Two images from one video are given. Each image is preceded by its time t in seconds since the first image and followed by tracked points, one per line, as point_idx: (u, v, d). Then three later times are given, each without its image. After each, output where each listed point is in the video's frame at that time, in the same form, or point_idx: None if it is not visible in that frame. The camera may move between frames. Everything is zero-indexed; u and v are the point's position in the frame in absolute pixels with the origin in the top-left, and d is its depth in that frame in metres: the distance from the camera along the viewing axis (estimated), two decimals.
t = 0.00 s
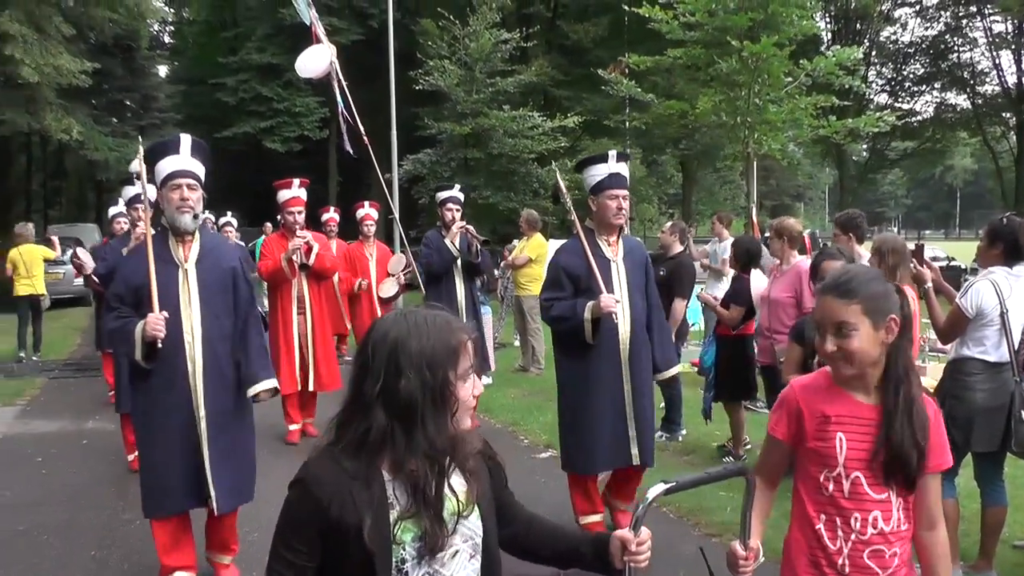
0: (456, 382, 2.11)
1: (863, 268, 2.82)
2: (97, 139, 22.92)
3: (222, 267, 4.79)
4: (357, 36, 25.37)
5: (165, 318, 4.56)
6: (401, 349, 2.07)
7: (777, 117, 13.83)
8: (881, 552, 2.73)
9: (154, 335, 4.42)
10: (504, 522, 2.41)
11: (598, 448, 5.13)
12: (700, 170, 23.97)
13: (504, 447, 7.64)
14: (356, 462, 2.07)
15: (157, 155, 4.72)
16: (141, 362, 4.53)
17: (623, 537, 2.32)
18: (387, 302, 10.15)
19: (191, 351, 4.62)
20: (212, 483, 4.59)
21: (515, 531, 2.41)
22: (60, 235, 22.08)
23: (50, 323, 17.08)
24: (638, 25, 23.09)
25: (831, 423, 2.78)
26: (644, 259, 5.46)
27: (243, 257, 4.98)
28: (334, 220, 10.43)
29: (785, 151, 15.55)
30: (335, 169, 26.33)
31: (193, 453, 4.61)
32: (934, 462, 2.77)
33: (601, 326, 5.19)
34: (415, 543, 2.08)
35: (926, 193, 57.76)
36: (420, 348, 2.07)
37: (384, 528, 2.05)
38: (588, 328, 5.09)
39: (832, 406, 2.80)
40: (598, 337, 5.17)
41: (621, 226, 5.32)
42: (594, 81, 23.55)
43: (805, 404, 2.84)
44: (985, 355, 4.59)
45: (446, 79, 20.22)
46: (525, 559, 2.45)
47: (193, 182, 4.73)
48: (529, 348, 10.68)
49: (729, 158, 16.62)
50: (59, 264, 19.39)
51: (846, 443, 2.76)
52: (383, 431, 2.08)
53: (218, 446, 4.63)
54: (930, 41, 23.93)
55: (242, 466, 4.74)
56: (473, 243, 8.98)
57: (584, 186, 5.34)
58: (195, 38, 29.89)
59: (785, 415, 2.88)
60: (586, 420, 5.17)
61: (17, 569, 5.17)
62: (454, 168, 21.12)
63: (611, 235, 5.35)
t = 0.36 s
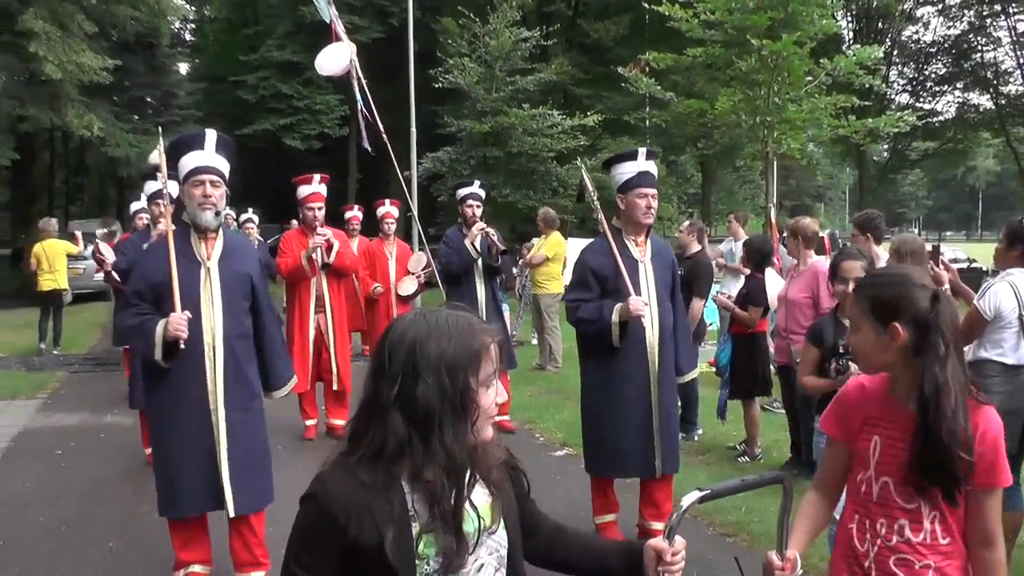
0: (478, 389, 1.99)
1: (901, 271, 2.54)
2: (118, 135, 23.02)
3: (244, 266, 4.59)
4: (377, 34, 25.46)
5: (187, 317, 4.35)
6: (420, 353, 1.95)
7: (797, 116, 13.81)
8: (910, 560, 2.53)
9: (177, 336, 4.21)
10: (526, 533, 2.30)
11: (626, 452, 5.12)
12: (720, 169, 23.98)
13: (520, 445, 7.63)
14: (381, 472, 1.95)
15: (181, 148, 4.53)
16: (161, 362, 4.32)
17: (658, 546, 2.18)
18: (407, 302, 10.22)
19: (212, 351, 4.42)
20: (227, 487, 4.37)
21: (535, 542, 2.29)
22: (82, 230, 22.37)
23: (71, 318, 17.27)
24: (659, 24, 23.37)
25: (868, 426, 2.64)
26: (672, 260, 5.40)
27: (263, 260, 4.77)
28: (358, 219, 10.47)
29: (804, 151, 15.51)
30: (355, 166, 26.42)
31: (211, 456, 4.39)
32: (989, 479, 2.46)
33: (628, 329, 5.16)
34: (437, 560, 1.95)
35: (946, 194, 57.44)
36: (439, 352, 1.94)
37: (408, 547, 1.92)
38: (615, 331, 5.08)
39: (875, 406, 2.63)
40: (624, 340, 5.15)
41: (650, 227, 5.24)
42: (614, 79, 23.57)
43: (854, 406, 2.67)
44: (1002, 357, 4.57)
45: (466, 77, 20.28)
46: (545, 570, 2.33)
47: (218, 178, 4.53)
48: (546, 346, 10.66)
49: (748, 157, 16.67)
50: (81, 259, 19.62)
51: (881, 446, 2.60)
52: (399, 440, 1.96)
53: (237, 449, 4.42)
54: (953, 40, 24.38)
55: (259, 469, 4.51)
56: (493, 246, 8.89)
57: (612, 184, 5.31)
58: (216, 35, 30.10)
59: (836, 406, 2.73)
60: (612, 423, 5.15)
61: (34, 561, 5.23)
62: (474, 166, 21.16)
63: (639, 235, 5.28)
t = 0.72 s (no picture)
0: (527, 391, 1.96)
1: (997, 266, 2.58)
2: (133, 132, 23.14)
3: (277, 262, 4.52)
4: (391, 31, 25.49)
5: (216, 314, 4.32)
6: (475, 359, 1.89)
7: (810, 112, 13.79)
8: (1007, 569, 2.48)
9: (204, 332, 4.17)
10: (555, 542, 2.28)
11: (651, 453, 5.05)
12: (733, 166, 23.93)
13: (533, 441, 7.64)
14: (427, 489, 1.91)
15: (215, 142, 4.51)
16: (190, 359, 4.31)
17: (699, 556, 2.20)
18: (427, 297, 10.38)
19: (243, 351, 4.38)
20: (251, 489, 4.32)
21: (566, 552, 2.28)
22: (97, 227, 22.50)
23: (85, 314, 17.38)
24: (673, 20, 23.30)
25: (948, 436, 2.56)
26: (705, 256, 5.35)
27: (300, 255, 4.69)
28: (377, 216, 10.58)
29: (818, 147, 15.46)
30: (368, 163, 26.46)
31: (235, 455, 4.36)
32: None
33: (658, 326, 5.13)
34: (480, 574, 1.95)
35: (961, 190, 57.12)
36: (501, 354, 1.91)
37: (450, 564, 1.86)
38: (644, 327, 5.05)
39: (953, 419, 2.56)
40: (654, 337, 5.12)
41: (680, 223, 5.26)
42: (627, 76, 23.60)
43: (923, 416, 2.61)
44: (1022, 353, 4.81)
45: (480, 73, 20.28)
46: None
47: (250, 174, 4.50)
48: (559, 343, 10.68)
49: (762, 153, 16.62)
50: (95, 255, 19.74)
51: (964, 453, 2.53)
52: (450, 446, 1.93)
53: (264, 449, 4.38)
54: (969, 36, 24.46)
55: (286, 469, 4.47)
56: (521, 241, 8.91)
57: (642, 179, 5.33)
58: (230, 33, 30.21)
59: (890, 416, 2.69)
60: (637, 422, 5.11)
61: (49, 554, 5.29)
62: (487, 164, 21.24)
63: (670, 231, 5.28)
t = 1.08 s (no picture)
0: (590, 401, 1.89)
1: None
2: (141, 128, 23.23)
3: (282, 258, 4.51)
4: (399, 27, 25.50)
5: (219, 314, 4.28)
6: (548, 367, 1.80)
7: (819, 109, 13.77)
8: None
9: (205, 331, 4.17)
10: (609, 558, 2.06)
11: (662, 455, 5.07)
12: (742, 163, 23.89)
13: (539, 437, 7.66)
14: (483, 505, 1.82)
15: (217, 136, 4.43)
16: (193, 361, 4.30)
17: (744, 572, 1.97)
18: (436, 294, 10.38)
19: (249, 350, 4.37)
20: (265, 491, 4.35)
21: None
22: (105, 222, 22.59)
23: (93, 309, 17.46)
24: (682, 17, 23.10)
25: (996, 439, 2.66)
26: (719, 254, 5.33)
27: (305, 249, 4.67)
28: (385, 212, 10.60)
29: (827, 143, 15.41)
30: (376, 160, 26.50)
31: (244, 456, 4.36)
32: None
33: (670, 326, 5.11)
34: None
35: (971, 188, 56.91)
36: (572, 361, 1.83)
37: None
38: (656, 327, 5.01)
39: (998, 420, 2.66)
40: (666, 337, 5.10)
41: (694, 220, 5.21)
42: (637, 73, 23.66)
43: (971, 422, 2.67)
44: None
45: (488, 70, 20.28)
46: None
47: (253, 169, 4.45)
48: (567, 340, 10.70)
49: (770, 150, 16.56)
50: (103, 251, 19.83)
51: (1014, 458, 2.66)
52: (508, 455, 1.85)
53: (272, 450, 4.40)
54: (978, 33, 24.38)
55: (297, 470, 4.51)
56: (532, 237, 8.85)
57: (657, 174, 5.25)
58: (239, 29, 30.28)
59: (926, 417, 2.75)
60: (650, 424, 5.11)
61: (58, 548, 5.33)
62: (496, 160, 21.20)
63: (684, 228, 5.25)
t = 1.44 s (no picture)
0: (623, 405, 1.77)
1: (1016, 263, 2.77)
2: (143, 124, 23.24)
3: (274, 257, 4.50)
4: (401, 24, 25.48)
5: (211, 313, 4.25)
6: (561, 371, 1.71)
7: (821, 107, 13.77)
8: None
9: (200, 331, 4.12)
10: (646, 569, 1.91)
11: (670, 458, 5.05)
12: (743, 161, 23.88)
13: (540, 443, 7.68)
14: (515, 526, 1.78)
15: (207, 128, 4.42)
16: (184, 361, 4.25)
17: None
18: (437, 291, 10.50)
19: (240, 349, 4.33)
20: (260, 495, 4.26)
21: None
22: (106, 219, 22.61)
23: (93, 306, 17.48)
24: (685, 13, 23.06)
25: (1005, 451, 2.67)
26: (722, 254, 5.35)
27: (296, 246, 4.65)
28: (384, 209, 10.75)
29: (829, 142, 15.39)
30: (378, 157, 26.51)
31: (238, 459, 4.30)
32: None
33: (674, 326, 5.10)
34: None
35: (973, 186, 56.84)
36: (594, 363, 1.72)
37: None
38: (661, 327, 5.02)
39: (1008, 430, 2.68)
40: (670, 337, 5.10)
41: (698, 217, 5.22)
42: (639, 71, 23.66)
43: (980, 434, 2.67)
44: None
45: (490, 67, 20.27)
46: None
47: (245, 161, 4.45)
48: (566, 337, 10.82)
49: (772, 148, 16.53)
50: (104, 247, 19.86)
51: None
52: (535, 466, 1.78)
53: (267, 453, 4.33)
54: (981, 31, 24.33)
55: (295, 473, 4.43)
56: (528, 234, 8.86)
57: (661, 169, 5.23)
58: (241, 26, 30.30)
59: (933, 431, 2.76)
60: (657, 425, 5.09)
61: (58, 545, 5.33)
62: (497, 157, 21.19)
63: (688, 225, 5.25)
